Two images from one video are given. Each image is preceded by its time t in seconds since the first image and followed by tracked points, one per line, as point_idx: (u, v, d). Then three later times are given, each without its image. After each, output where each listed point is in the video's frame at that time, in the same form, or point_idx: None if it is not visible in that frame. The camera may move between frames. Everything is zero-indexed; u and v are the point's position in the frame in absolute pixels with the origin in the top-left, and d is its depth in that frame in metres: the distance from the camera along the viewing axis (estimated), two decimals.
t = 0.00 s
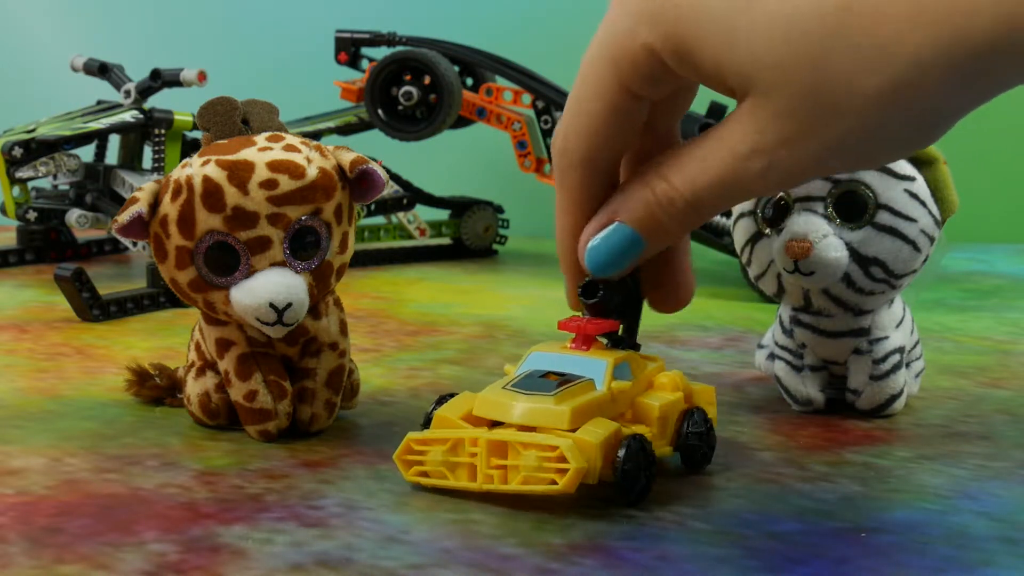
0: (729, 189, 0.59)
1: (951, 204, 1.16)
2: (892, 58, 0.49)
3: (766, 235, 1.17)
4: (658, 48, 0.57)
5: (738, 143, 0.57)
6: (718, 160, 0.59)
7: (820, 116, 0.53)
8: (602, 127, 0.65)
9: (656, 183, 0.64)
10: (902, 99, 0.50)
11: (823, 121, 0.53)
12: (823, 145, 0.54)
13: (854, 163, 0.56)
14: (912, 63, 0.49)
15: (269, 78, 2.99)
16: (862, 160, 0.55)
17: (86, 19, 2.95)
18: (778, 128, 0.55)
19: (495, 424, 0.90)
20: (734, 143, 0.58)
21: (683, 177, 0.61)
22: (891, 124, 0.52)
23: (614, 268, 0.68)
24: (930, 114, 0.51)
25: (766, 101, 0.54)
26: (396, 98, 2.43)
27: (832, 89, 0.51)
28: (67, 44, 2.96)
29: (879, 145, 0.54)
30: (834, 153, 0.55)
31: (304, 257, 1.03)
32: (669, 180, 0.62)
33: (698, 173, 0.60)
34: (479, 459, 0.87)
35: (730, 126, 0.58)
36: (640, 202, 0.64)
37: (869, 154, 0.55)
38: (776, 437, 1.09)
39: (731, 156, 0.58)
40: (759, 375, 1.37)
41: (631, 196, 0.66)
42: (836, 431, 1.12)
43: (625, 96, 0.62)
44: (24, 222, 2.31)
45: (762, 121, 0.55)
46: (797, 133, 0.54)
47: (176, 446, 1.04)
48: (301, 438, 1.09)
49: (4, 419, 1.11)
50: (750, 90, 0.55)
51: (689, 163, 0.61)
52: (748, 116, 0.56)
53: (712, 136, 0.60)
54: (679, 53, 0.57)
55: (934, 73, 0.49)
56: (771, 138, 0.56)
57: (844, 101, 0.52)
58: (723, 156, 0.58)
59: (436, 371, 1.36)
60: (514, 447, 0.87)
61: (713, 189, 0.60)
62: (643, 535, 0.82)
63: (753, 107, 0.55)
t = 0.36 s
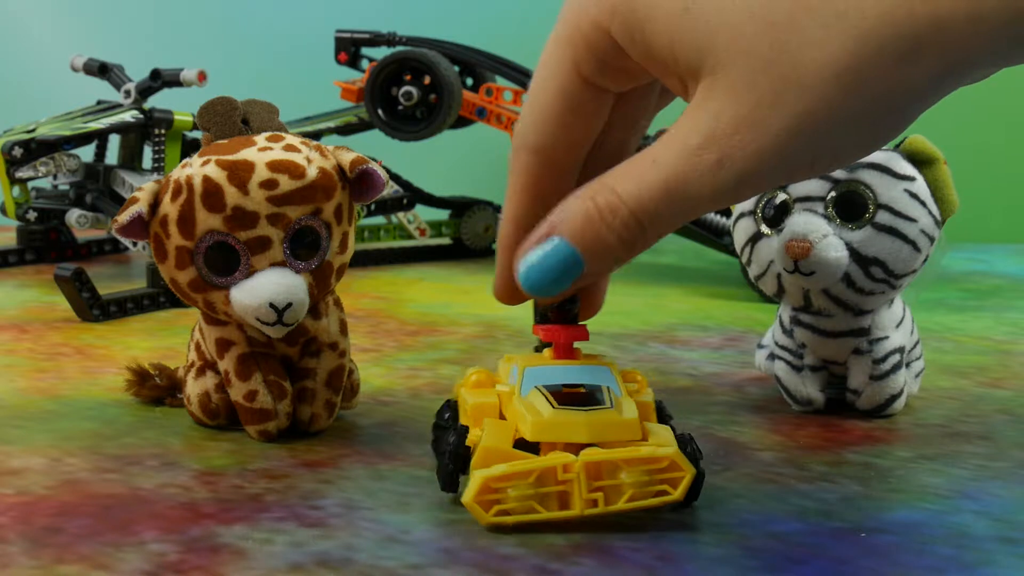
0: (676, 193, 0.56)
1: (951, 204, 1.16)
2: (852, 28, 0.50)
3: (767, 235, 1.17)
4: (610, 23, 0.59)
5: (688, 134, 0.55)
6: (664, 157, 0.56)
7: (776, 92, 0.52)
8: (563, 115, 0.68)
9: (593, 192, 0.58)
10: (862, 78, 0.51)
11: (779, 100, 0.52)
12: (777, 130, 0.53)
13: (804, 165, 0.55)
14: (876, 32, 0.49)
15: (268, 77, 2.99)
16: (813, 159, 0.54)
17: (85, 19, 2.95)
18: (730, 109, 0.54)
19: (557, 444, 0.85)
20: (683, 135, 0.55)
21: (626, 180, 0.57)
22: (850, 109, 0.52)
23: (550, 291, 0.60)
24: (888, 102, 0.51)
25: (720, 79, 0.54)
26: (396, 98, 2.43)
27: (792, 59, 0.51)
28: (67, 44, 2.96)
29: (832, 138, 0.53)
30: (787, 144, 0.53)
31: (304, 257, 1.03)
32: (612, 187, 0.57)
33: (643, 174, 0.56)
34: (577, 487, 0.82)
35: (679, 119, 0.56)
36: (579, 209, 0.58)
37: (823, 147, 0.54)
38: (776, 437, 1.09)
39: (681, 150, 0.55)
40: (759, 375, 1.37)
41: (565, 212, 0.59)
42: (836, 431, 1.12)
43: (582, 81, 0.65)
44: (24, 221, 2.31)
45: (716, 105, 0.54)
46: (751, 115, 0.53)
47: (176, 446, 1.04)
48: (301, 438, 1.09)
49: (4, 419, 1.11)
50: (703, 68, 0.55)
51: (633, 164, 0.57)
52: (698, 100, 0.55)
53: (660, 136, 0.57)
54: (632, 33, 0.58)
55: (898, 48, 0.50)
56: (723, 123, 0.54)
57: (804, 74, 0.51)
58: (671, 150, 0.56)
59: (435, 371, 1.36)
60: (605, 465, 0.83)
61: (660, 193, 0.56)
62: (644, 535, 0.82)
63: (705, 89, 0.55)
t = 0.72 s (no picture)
0: (666, 205, 0.60)
1: (951, 204, 1.16)
2: (830, 43, 0.53)
3: (767, 235, 1.18)
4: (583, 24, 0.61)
5: (675, 148, 0.59)
6: (654, 171, 0.60)
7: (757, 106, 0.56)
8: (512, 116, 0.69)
9: (589, 209, 0.63)
10: (841, 91, 0.54)
11: (761, 115, 0.56)
12: (762, 142, 0.56)
13: (787, 173, 0.59)
14: (854, 47, 0.53)
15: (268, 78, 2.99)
16: (794, 166, 0.58)
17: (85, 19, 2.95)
18: (714, 122, 0.57)
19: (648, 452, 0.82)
20: (670, 148, 0.59)
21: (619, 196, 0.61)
22: (830, 120, 0.55)
23: (558, 310, 0.65)
24: (867, 112, 0.55)
25: (703, 90, 0.57)
26: (396, 98, 2.43)
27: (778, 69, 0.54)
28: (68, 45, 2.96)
29: (813, 148, 0.57)
30: (771, 154, 0.57)
31: (304, 257, 1.03)
32: (607, 204, 0.62)
33: (635, 191, 0.60)
34: (698, 487, 0.81)
35: (666, 131, 0.59)
36: (576, 232, 0.63)
37: (804, 158, 0.57)
38: (776, 437, 1.09)
39: (670, 164, 0.59)
40: (759, 375, 1.37)
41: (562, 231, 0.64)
42: (837, 431, 1.12)
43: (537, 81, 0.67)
44: (24, 221, 2.31)
45: (701, 116, 0.57)
46: (734, 130, 0.57)
47: (176, 446, 1.04)
48: (301, 438, 1.08)
49: (4, 419, 1.11)
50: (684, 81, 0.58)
51: (624, 179, 0.61)
52: (682, 112, 0.58)
53: (648, 148, 0.61)
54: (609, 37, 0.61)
55: (877, 62, 0.53)
56: (707, 136, 0.57)
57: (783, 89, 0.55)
58: (659, 164, 0.60)
59: (435, 371, 1.36)
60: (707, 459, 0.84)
61: (653, 209, 0.60)
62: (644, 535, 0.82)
63: (689, 101, 0.58)
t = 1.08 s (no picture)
0: (669, 206, 0.60)
1: (951, 203, 1.16)
2: (844, 44, 0.53)
3: (767, 235, 1.18)
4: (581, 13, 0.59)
5: (680, 148, 0.58)
6: (658, 171, 0.60)
7: (768, 108, 0.56)
8: (460, 71, 0.61)
9: (593, 208, 0.63)
10: (850, 92, 0.55)
11: (769, 116, 0.56)
12: (767, 144, 0.57)
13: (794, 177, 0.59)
14: (869, 45, 0.53)
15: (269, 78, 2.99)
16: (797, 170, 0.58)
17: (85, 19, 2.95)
18: (721, 123, 0.57)
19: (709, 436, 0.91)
20: (676, 149, 0.59)
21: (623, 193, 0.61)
22: (839, 123, 0.56)
23: (563, 315, 0.65)
24: (873, 114, 0.56)
25: (710, 90, 0.57)
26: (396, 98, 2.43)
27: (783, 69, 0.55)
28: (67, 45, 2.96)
29: (819, 151, 0.57)
30: (776, 156, 0.57)
31: (304, 257, 1.03)
32: (612, 204, 0.61)
33: (641, 192, 0.60)
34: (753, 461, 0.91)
35: (669, 130, 0.59)
36: (580, 231, 0.63)
37: (811, 161, 0.58)
38: (776, 437, 1.09)
39: (676, 166, 0.59)
40: (759, 375, 1.37)
41: (567, 230, 0.64)
42: (837, 431, 1.12)
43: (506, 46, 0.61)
44: (24, 221, 2.31)
45: (705, 117, 0.57)
46: (741, 131, 0.57)
47: (176, 446, 1.04)
48: (301, 439, 1.08)
49: (3, 419, 1.11)
50: (689, 80, 0.58)
51: (628, 178, 0.61)
52: (687, 112, 0.58)
53: (649, 147, 0.60)
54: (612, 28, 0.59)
55: (889, 62, 0.53)
56: (715, 136, 0.57)
57: (794, 87, 0.55)
58: (663, 164, 0.59)
59: (435, 371, 1.36)
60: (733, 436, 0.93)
61: (657, 209, 0.60)
62: (645, 535, 0.82)
63: (695, 99, 0.58)
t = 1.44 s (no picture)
0: (660, 133, 0.55)
1: (951, 203, 1.16)
2: None
3: (767, 235, 1.18)
4: None
5: (678, 84, 0.53)
6: (652, 106, 0.54)
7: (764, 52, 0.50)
8: (498, 47, 0.55)
9: (577, 129, 0.57)
10: (868, 47, 0.48)
11: (772, 56, 0.50)
12: (770, 92, 0.51)
13: (806, 107, 0.52)
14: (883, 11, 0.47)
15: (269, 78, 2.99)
16: (802, 117, 0.53)
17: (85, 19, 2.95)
18: (727, 66, 0.51)
19: (704, 427, 0.92)
20: (667, 91, 0.54)
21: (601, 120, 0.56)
22: (857, 74, 0.49)
23: (515, 228, 0.59)
24: (882, 74, 0.49)
25: (719, 31, 0.51)
26: (396, 98, 2.43)
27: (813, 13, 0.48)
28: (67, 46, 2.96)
29: (826, 98, 0.51)
30: (767, 109, 0.52)
31: (304, 257, 1.03)
32: (588, 126, 0.56)
33: (634, 115, 0.55)
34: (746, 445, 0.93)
35: (666, 66, 0.54)
36: (558, 143, 0.57)
37: (816, 95, 0.51)
38: (776, 437, 1.09)
39: (672, 99, 0.53)
40: (759, 375, 1.37)
41: (542, 149, 0.58)
42: (837, 431, 1.12)
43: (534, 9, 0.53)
44: (24, 222, 2.31)
45: (711, 56, 0.52)
46: (743, 76, 0.51)
47: (177, 446, 1.04)
48: (301, 439, 1.08)
49: (3, 419, 1.11)
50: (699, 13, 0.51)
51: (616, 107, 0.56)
52: (692, 48, 0.52)
53: (640, 73, 0.56)
54: None
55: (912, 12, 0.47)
56: (716, 81, 0.52)
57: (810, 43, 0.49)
58: (657, 101, 0.54)
59: (435, 371, 1.36)
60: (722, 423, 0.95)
61: (641, 134, 0.56)
62: (644, 535, 0.82)
63: (698, 39, 0.52)
